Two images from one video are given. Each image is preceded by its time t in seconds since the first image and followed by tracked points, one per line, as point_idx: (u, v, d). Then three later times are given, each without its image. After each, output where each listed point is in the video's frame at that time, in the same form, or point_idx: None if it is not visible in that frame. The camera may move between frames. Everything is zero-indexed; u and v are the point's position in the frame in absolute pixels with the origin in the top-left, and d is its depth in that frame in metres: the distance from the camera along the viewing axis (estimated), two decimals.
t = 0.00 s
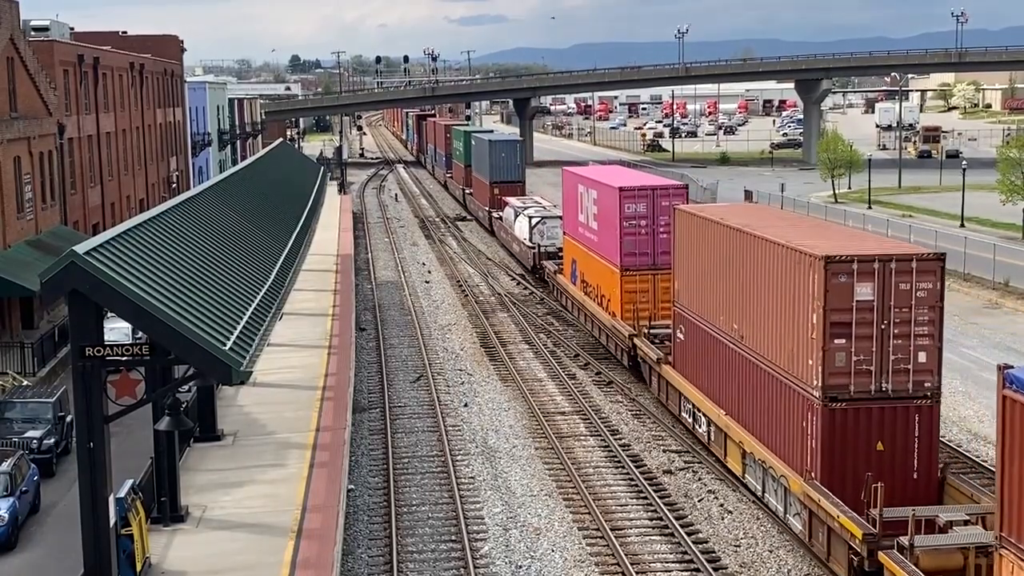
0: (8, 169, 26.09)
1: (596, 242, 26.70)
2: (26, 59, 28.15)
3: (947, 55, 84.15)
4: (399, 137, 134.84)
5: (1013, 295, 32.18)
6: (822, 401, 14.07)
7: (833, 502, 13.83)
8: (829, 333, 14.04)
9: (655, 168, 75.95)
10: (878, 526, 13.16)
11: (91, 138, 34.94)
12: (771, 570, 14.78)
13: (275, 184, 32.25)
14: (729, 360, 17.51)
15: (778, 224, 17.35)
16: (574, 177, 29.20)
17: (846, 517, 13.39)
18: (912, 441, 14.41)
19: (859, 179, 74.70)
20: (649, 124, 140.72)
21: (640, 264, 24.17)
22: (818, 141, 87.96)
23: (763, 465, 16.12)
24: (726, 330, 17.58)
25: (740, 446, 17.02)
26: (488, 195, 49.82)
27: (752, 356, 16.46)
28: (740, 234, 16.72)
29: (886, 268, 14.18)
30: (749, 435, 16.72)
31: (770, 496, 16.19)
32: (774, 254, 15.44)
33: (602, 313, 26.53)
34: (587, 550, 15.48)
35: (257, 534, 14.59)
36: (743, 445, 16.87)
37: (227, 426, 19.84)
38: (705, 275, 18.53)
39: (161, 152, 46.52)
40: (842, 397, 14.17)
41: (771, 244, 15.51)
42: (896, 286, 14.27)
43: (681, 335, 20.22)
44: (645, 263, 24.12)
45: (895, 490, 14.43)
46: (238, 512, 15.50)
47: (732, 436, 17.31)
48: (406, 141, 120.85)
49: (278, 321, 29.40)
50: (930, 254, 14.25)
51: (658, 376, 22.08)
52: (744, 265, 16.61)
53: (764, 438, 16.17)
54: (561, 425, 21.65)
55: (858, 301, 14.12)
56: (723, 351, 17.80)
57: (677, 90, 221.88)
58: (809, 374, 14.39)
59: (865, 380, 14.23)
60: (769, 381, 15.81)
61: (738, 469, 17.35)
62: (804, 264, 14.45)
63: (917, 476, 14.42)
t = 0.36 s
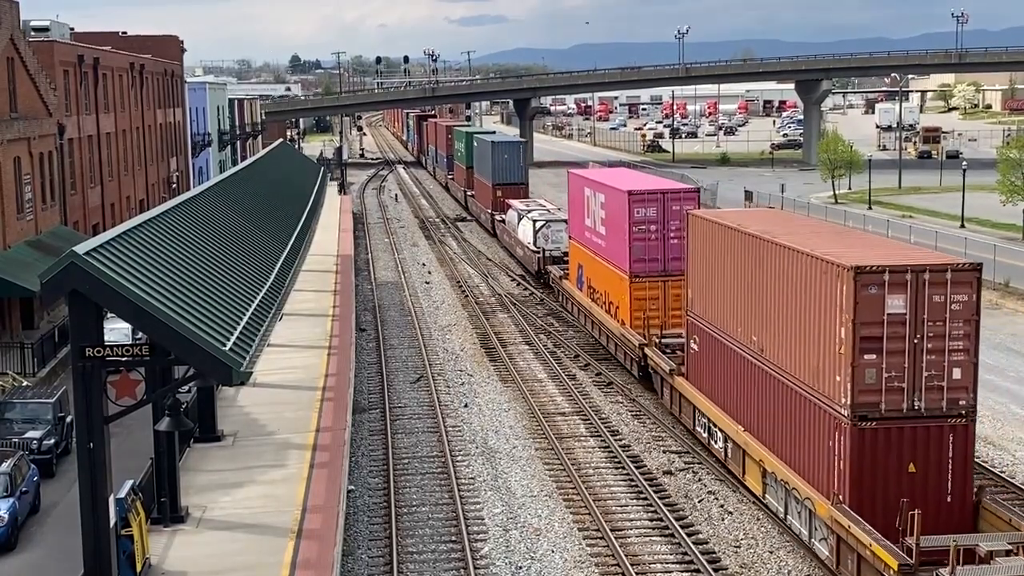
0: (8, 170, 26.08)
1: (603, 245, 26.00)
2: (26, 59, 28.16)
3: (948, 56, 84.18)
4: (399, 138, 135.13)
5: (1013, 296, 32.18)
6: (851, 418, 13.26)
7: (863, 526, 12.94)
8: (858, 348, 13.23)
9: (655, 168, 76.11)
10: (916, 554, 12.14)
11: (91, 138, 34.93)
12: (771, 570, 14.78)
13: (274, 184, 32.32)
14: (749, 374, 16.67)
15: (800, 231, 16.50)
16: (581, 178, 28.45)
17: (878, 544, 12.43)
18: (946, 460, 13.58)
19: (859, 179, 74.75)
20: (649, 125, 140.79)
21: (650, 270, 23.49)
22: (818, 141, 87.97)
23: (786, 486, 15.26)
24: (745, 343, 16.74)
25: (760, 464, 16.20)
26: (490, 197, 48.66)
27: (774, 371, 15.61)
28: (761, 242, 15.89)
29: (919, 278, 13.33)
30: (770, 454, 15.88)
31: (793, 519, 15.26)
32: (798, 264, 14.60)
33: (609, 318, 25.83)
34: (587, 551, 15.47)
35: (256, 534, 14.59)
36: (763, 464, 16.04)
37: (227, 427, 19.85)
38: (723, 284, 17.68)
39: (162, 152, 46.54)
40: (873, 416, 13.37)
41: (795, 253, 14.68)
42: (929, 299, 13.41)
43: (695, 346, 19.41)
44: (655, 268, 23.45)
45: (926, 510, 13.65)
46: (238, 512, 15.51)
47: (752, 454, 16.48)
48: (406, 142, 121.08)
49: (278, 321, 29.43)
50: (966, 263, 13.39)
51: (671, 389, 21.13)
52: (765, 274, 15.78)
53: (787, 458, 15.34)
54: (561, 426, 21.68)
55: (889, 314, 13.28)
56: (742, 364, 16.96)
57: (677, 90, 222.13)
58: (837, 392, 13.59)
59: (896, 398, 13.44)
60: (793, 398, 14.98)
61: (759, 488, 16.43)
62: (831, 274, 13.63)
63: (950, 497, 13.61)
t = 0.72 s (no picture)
0: (8, 169, 26.07)
1: (610, 251, 25.28)
2: (26, 59, 28.16)
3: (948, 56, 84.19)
4: (398, 138, 135.23)
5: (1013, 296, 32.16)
6: (881, 440, 12.68)
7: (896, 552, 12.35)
8: (889, 363, 12.61)
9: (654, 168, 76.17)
10: None
11: (91, 138, 34.93)
12: (771, 570, 14.81)
13: (274, 184, 32.39)
14: (767, 387, 16.01)
15: (822, 238, 15.86)
16: (585, 180, 27.74)
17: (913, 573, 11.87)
18: (981, 481, 13.05)
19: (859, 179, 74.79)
20: (649, 125, 140.88)
21: (660, 276, 22.76)
22: (818, 142, 87.98)
23: (809, 506, 14.54)
24: (764, 355, 16.09)
25: (780, 483, 15.50)
26: (492, 199, 47.96)
27: (795, 386, 14.95)
28: (782, 250, 15.23)
29: (954, 290, 12.74)
30: (793, 473, 15.16)
31: (816, 542, 14.57)
32: (823, 274, 13.96)
33: (617, 325, 25.14)
34: (587, 551, 15.48)
35: (257, 534, 14.60)
36: (784, 483, 15.34)
37: (227, 427, 19.86)
38: (739, 293, 17.01)
39: (162, 153, 46.54)
40: (904, 437, 12.78)
41: (819, 261, 14.04)
42: (965, 312, 12.79)
43: (709, 356, 18.72)
44: (666, 275, 22.71)
45: (960, 536, 13.10)
46: (239, 512, 15.52)
47: (772, 472, 15.75)
48: (405, 142, 121.22)
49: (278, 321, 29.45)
50: (1001, 274, 12.78)
51: (684, 401, 20.44)
52: (785, 284, 15.15)
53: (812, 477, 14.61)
54: (561, 425, 21.70)
55: (922, 328, 12.69)
56: (760, 377, 16.30)
57: (677, 90, 222.26)
58: (865, 410, 12.98)
59: (929, 417, 12.85)
60: (817, 414, 14.33)
61: (779, 507, 15.79)
62: (858, 285, 12.97)
63: (985, 523, 13.10)
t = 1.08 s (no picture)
0: (8, 169, 26.07)
1: (618, 256, 24.55)
2: (26, 59, 28.17)
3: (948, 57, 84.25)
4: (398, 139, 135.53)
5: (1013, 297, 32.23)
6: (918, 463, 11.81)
7: None
8: (927, 382, 11.73)
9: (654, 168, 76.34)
10: None
11: (91, 138, 34.93)
12: (771, 570, 14.80)
13: (275, 185, 32.38)
14: (790, 404, 15.11)
15: (847, 247, 15.02)
16: (592, 183, 27.00)
17: None
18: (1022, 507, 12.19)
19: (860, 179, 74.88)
20: (649, 125, 141.03)
21: (671, 283, 22.03)
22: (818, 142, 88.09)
23: (836, 532, 13.68)
24: (786, 370, 15.22)
25: (804, 505, 14.63)
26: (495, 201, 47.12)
27: (822, 404, 14.06)
28: (808, 259, 14.37)
29: (993, 304, 11.90)
30: (818, 495, 14.29)
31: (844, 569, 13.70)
32: (853, 286, 13.09)
33: (625, 333, 24.34)
34: (586, 551, 15.48)
35: (257, 534, 14.60)
36: (808, 505, 14.47)
37: (227, 427, 19.86)
38: (758, 304, 16.16)
39: (161, 153, 46.55)
40: (942, 460, 11.91)
41: (849, 272, 13.18)
42: (1005, 327, 11.97)
43: (725, 369, 17.88)
44: (677, 281, 21.99)
45: (999, 565, 12.27)
46: (238, 512, 15.52)
47: (795, 493, 14.89)
48: (405, 142, 121.52)
49: (278, 322, 29.48)
50: None
51: (699, 415, 19.51)
52: (810, 296, 14.29)
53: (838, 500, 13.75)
54: (561, 426, 21.71)
55: (961, 344, 11.80)
56: (782, 393, 15.42)
57: (676, 90, 222.62)
58: (900, 432, 12.10)
59: (969, 439, 11.96)
60: (846, 435, 13.43)
61: (803, 531, 14.90)
62: (894, 299, 12.08)
63: None
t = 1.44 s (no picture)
0: (8, 169, 26.06)
1: (626, 262, 23.70)
2: (26, 59, 28.18)
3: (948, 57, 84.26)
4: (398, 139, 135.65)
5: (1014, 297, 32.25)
6: (956, 488, 10.84)
7: None
8: (966, 402, 10.75)
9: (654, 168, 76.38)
10: None
11: (91, 138, 34.93)
12: (770, 570, 14.80)
13: (275, 185, 32.37)
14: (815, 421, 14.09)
15: (876, 255, 14.01)
16: (598, 186, 26.18)
17: None
18: None
19: (860, 179, 74.90)
20: (649, 125, 141.08)
21: (682, 289, 21.23)
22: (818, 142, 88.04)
23: (864, 559, 12.68)
24: (810, 385, 14.22)
25: (830, 528, 13.62)
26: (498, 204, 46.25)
27: (851, 422, 13.04)
28: (835, 268, 13.40)
29: None
30: (845, 518, 13.28)
31: None
32: (883, 297, 12.13)
33: (633, 340, 23.40)
34: (587, 551, 15.48)
35: (257, 534, 14.61)
36: (835, 529, 13.46)
37: (227, 427, 19.87)
38: (780, 314, 15.17)
39: (161, 153, 46.55)
40: (982, 485, 10.94)
41: (883, 283, 12.12)
42: None
43: (743, 381, 16.86)
44: (688, 288, 21.20)
45: None
46: (238, 512, 15.53)
47: (819, 515, 13.89)
48: (405, 142, 121.73)
49: (278, 322, 29.48)
50: None
51: (716, 431, 18.45)
52: (837, 306, 13.30)
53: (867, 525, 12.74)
54: (561, 426, 21.70)
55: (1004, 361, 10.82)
56: (805, 409, 14.41)
57: (676, 90, 222.83)
58: (936, 455, 11.13)
59: (1011, 462, 11.00)
60: (877, 456, 12.42)
61: (827, 556, 13.89)
62: (931, 312, 11.09)
63: None
